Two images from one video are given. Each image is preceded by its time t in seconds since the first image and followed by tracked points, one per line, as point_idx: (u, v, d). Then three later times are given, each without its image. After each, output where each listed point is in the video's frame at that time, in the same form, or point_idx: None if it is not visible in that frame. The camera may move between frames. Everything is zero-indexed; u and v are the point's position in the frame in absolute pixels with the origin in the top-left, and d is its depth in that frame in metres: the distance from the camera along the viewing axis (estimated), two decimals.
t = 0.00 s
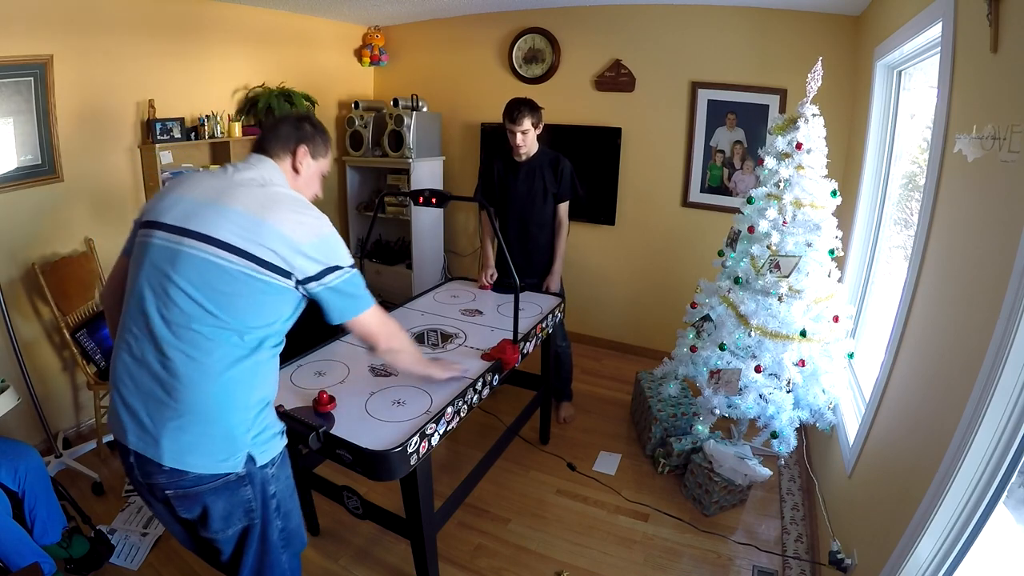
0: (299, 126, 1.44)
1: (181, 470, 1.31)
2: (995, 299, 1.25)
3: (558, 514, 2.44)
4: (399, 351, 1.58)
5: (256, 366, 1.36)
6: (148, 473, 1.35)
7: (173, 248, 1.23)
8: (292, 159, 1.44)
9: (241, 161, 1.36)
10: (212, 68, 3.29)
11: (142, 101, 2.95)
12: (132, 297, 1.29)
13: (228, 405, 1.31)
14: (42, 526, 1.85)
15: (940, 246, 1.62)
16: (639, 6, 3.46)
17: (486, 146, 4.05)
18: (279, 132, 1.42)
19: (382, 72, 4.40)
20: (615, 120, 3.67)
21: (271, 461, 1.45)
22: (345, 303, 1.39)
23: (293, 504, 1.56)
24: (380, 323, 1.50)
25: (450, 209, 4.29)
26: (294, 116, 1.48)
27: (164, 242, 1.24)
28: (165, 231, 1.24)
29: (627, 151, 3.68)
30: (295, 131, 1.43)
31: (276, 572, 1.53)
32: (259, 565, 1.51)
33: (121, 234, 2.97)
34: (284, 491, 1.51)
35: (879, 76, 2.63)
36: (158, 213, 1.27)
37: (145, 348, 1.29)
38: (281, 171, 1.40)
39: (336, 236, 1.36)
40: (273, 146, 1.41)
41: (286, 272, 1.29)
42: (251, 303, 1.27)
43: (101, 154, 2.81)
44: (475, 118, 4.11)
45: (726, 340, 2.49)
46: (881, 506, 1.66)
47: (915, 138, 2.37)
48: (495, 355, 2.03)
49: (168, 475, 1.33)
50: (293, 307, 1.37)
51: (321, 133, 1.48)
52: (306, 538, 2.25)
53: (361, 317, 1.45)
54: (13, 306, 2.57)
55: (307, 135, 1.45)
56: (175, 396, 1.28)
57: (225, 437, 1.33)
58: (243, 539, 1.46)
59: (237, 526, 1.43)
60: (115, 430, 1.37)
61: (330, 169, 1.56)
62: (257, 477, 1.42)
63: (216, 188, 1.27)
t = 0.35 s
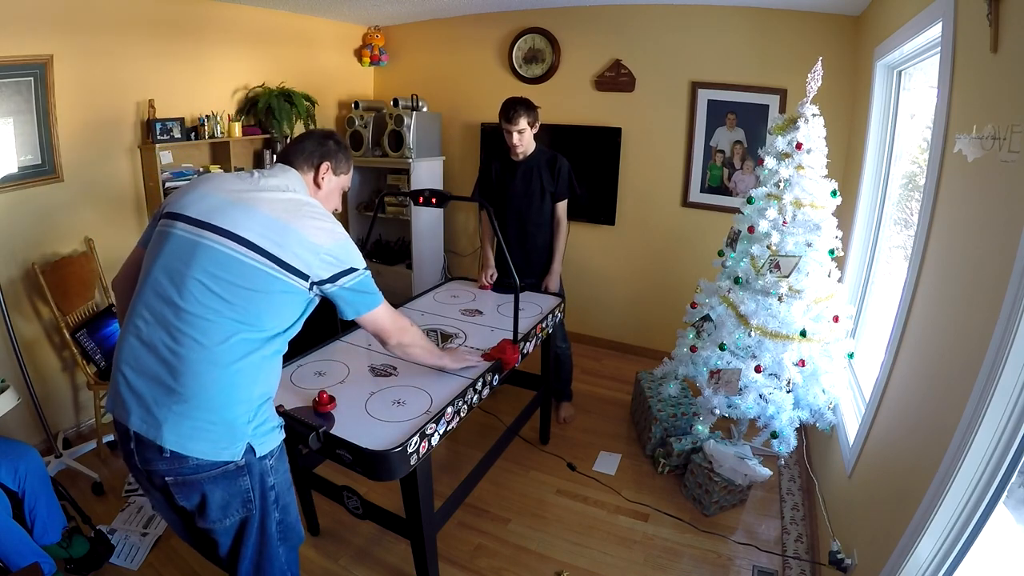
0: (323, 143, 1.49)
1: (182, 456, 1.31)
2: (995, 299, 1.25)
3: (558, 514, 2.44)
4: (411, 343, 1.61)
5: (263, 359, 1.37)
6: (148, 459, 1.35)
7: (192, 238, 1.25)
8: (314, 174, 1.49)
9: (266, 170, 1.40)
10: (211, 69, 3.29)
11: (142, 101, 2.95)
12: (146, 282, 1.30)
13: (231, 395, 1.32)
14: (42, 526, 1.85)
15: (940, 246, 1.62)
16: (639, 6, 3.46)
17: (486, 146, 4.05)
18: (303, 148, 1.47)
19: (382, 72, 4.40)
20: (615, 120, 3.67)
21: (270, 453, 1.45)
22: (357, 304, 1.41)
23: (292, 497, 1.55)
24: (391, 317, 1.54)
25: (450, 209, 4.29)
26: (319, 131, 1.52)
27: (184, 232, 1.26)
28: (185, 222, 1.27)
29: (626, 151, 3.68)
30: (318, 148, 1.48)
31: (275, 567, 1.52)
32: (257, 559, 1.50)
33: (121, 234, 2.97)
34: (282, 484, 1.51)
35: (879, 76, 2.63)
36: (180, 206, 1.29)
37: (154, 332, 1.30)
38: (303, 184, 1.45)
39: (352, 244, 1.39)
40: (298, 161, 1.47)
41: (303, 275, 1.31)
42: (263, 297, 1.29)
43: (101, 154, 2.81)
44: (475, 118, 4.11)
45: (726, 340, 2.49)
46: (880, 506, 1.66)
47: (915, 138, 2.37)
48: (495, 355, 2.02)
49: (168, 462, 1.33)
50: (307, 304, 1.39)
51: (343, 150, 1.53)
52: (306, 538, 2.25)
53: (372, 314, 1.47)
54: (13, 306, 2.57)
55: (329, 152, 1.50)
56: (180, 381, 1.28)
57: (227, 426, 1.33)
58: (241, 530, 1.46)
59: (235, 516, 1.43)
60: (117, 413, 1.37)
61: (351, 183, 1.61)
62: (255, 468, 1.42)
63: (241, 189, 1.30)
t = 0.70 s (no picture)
0: (330, 151, 1.49)
1: (185, 450, 1.31)
2: (995, 299, 1.25)
3: (558, 514, 2.44)
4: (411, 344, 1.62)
5: (266, 356, 1.37)
6: (149, 455, 1.34)
7: (198, 237, 1.26)
8: (322, 182, 1.49)
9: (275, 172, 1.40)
10: (211, 68, 3.29)
11: (142, 101, 2.95)
12: (152, 279, 1.30)
13: (234, 391, 1.32)
14: (42, 526, 1.85)
15: (940, 246, 1.62)
16: (639, 6, 3.46)
17: (486, 146, 4.05)
18: (311, 157, 1.47)
19: (382, 72, 4.40)
20: (615, 120, 3.67)
21: (271, 449, 1.45)
22: (360, 304, 1.41)
23: (293, 493, 1.55)
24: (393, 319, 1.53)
25: (450, 209, 4.29)
26: (327, 141, 1.52)
27: (190, 231, 1.27)
28: (193, 222, 1.27)
29: (627, 151, 3.68)
30: (326, 156, 1.48)
31: (276, 564, 1.52)
32: (258, 556, 1.50)
33: (121, 234, 2.97)
34: (283, 480, 1.51)
35: (879, 76, 2.63)
36: (187, 205, 1.30)
37: (159, 328, 1.30)
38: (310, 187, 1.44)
39: (358, 245, 1.39)
40: (304, 167, 1.46)
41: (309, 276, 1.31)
42: (268, 295, 1.29)
43: (101, 154, 2.81)
44: (475, 118, 4.11)
45: (726, 340, 2.49)
46: (881, 505, 1.66)
47: (915, 137, 2.37)
48: (495, 355, 2.03)
49: (170, 457, 1.32)
50: (312, 304, 1.39)
51: (351, 157, 1.52)
52: (306, 538, 2.25)
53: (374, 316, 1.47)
54: (13, 307, 2.57)
55: (337, 159, 1.49)
56: (183, 376, 1.28)
57: (229, 421, 1.33)
58: (243, 526, 1.46)
59: (236, 512, 1.43)
60: (119, 408, 1.37)
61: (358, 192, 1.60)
62: (257, 463, 1.42)
63: (248, 190, 1.31)
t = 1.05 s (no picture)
0: (330, 144, 1.49)
1: (184, 450, 1.31)
2: (995, 299, 1.25)
3: (558, 514, 2.44)
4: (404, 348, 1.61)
5: (265, 356, 1.37)
6: (149, 454, 1.34)
7: (197, 237, 1.25)
8: (320, 175, 1.49)
9: (274, 170, 1.40)
10: (211, 69, 3.29)
11: (142, 101, 2.95)
12: (151, 279, 1.30)
13: (233, 390, 1.32)
14: (42, 526, 1.85)
15: (940, 246, 1.62)
16: (639, 6, 3.46)
17: (486, 146, 4.05)
18: (310, 149, 1.47)
19: (382, 72, 4.40)
20: (615, 120, 3.67)
21: (271, 448, 1.45)
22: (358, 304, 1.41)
23: (293, 493, 1.55)
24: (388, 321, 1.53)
25: (450, 209, 4.29)
26: (326, 131, 1.52)
27: (189, 232, 1.26)
28: (191, 221, 1.27)
29: (627, 151, 3.68)
30: (325, 148, 1.48)
31: (276, 563, 1.52)
32: (259, 556, 1.50)
33: (121, 234, 2.97)
34: (283, 480, 1.51)
35: (879, 76, 2.63)
36: (186, 205, 1.29)
37: (158, 328, 1.30)
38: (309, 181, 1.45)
39: (356, 246, 1.38)
40: (303, 160, 1.46)
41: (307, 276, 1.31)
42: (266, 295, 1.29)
43: (101, 154, 2.81)
44: (475, 118, 4.11)
45: (726, 340, 2.49)
46: (881, 505, 1.66)
47: (915, 138, 2.37)
48: (495, 355, 2.03)
49: (170, 456, 1.32)
50: (310, 304, 1.39)
51: (350, 150, 1.53)
52: (306, 538, 2.25)
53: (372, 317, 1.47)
54: (13, 307, 2.57)
55: (336, 152, 1.50)
56: (182, 376, 1.28)
57: (229, 421, 1.33)
58: (243, 526, 1.46)
59: (236, 512, 1.43)
60: (119, 408, 1.37)
61: (356, 184, 1.60)
62: (257, 462, 1.42)
63: (247, 189, 1.30)
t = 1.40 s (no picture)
0: (329, 143, 1.48)
1: (185, 450, 1.31)
2: (995, 299, 1.25)
3: (558, 513, 2.44)
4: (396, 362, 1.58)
5: (266, 356, 1.37)
6: (149, 454, 1.34)
7: (198, 238, 1.25)
8: (319, 174, 1.49)
9: (273, 170, 1.39)
10: (211, 69, 3.29)
11: (142, 101, 2.95)
12: (151, 280, 1.30)
13: (234, 390, 1.32)
14: (42, 526, 1.85)
15: (940, 246, 1.62)
16: (639, 6, 3.46)
17: (486, 146, 4.05)
18: (309, 149, 1.46)
19: (382, 72, 4.40)
20: (615, 120, 3.67)
21: (271, 448, 1.45)
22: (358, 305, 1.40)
23: (293, 493, 1.55)
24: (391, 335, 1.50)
25: (450, 209, 4.29)
26: (324, 130, 1.52)
27: (189, 232, 1.26)
28: (191, 222, 1.26)
29: (627, 151, 3.68)
30: (324, 148, 1.48)
31: (276, 563, 1.52)
32: (259, 556, 1.50)
33: (121, 234, 2.97)
34: (283, 480, 1.51)
35: (879, 76, 2.62)
36: (185, 205, 1.29)
37: (159, 328, 1.30)
38: (307, 182, 1.44)
39: (355, 246, 1.38)
40: (302, 160, 1.46)
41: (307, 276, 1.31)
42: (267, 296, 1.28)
43: (102, 153, 2.81)
44: (475, 118, 4.11)
45: (726, 340, 2.49)
46: (881, 505, 1.66)
47: (915, 138, 2.37)
48: (495, 355, 2.04)
49: (171, 456, 1.32)
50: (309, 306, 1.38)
51: (349, 151, 1.52)
52: (306, 538, 2.25)
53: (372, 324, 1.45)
54: (13, 307, 2.57)
55: (335, 152, 1.49)
56: (184, 376, 1.28)
57: (230, 421, 1.33)
58: (243, 526, 1.46)
59: (236, 512, 1.43)
60: (119, 409, 1.37)
61: (355, 184, 1.60)
62: (257, 462, 1.42)
63: (247, 189, 1.30)
